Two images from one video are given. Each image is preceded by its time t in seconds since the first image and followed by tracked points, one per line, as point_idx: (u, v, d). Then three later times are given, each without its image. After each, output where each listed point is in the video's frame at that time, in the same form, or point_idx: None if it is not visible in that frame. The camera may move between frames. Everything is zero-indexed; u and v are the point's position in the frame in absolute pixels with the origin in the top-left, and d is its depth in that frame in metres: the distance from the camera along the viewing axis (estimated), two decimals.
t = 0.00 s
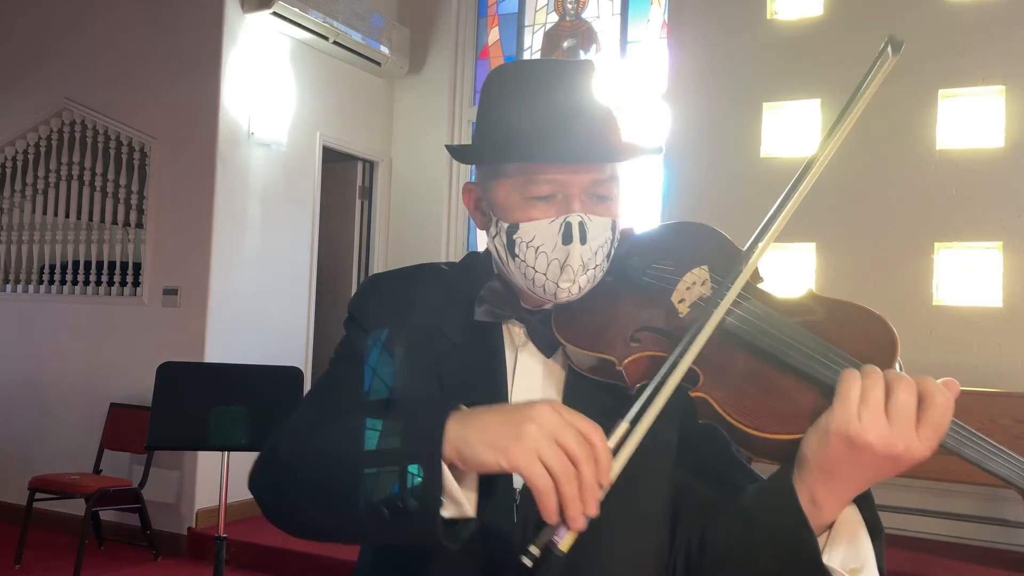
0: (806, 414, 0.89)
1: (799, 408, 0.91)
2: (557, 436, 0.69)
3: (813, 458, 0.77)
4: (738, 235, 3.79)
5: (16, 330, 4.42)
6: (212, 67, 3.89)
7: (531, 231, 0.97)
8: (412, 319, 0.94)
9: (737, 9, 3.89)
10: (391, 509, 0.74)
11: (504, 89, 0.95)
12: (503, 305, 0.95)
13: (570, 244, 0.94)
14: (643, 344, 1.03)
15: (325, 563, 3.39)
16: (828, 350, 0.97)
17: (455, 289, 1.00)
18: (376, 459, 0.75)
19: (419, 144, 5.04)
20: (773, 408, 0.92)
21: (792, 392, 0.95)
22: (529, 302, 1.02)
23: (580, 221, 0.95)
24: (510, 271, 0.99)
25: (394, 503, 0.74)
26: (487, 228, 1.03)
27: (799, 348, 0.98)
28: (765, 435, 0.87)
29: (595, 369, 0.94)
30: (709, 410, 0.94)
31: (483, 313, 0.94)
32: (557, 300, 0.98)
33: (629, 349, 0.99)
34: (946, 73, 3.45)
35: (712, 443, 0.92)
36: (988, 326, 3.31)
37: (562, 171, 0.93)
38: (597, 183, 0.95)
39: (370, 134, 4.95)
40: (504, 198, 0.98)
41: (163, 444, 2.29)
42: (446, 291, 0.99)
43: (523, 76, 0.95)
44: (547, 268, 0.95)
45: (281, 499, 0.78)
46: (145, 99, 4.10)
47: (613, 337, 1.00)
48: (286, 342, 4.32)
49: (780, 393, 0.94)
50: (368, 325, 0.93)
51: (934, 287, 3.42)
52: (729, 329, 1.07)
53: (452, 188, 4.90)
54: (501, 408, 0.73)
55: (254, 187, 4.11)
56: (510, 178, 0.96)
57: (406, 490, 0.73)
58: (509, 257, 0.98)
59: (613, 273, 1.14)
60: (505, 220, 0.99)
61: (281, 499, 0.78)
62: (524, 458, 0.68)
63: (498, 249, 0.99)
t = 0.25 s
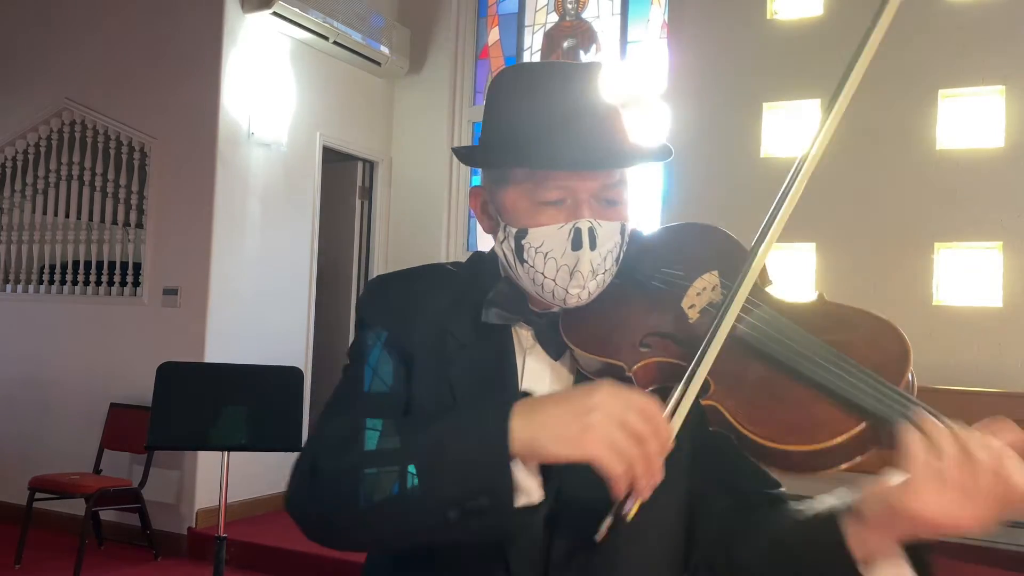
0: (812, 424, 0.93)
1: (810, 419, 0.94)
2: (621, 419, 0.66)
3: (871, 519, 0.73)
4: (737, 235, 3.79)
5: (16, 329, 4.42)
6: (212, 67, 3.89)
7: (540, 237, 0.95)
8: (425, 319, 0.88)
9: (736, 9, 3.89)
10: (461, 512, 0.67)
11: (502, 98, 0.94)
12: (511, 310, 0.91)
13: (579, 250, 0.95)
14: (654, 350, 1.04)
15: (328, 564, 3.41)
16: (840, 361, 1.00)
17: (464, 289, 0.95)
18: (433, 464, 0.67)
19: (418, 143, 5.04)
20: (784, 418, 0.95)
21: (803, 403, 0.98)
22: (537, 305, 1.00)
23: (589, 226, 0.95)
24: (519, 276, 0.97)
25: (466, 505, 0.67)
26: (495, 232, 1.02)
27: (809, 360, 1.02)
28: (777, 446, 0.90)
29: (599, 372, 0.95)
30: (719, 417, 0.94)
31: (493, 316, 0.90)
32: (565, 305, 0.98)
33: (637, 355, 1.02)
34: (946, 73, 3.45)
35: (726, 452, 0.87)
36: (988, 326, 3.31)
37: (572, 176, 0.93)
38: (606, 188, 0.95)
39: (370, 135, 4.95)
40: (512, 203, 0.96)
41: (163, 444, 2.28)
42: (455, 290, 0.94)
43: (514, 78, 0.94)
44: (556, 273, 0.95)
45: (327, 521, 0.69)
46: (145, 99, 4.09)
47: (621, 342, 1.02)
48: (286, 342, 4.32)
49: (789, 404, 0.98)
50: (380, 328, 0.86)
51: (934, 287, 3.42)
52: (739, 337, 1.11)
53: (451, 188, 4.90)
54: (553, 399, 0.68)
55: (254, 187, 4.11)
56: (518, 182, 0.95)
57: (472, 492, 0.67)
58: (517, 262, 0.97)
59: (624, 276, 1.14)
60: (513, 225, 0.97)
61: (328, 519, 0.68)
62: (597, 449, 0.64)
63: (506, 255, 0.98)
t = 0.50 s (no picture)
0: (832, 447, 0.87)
1: (826, 441, 0.88)
2: (659, 412, 0.72)
3: (911, 565, 0.70)
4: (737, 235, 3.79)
5: (16, 329, 4.41)
6: (212, 67, 3.90)
7: (554, 247, 0.95)
8: (432, 323, 0.92)
9: (736, 9, 3.89)
10: (499, 514, 0.75)
11: (507, 104, 0.96)
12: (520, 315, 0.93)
13: (594, 261, 0.94)
14: (666, 363, 1.03)
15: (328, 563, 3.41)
16: (859, 381, 0.92)
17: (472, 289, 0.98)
18: (473, 474, 0.75)
19: (418, 143, 5.04)
20: (797, 440, 0.89)
21: (820, 424, 0.91)
22: (549, 313, 1.01)
23: (605, 237, 0.94)
24: (532, 286, 0.98)
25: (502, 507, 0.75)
26: (507, 241, 1.02)
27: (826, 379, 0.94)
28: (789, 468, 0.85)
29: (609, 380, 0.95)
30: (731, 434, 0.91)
31: (505, 322, 0.91)
32: (577, 315, 0.97)
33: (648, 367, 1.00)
34: (946, 74, 3.45)
35: (740, 470, 0.93)
36: (987, 326, 3.31)
37: (586, 186, 0.93)
38: (622, 199, 0.95)
39: (370, 135, 4.95)
40: (526, 213, 0.97)
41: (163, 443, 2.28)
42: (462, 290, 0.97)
43: (518, 83, 0.95)
44: (571, 284, 0.95)
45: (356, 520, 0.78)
46: (145, 99, 4.09)
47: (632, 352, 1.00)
48: (286, 342, 4.31)
49: (806, 425, 0.91)
50: (394, 331, 0.92)
51: (934, 287, 3.42)
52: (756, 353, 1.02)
53: (451, 188, 4.90)
54: (595, 397, 0.74)
55: (254, 187, 4.11)
56: (532, 193, 0.95)
57: (514, 495, 0.75)
58: (530, 272, 0.97)
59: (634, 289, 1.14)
60: (528, 235, 0.97)
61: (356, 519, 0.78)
62: (639, 443, 0.71)
63: (519, 265, 0.98)
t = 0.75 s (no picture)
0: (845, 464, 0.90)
1: (839, 457, 0.91)
2: (670, 430, 0.73)
3: None
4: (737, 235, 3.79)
5: (16, 329, 4.41)
6: (212, 67, 3.90)
7: (568, 255, 0.94)
8: (442, 325, 0.95)
9: (736, 9, 3.89)
10: (504, 526, 0.75)
11: (516, 110, 0.97)
12: (531, 320, 0.95)
13: (608, 270, 0.93)
14: (677, 370, 1.03)
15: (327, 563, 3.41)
16: (869, 397, 0.95)
17: (481, 292, 1.01)
18: (475, 482, 0.76)
19: (418, 143, 5.04)
20: (811, 453, 0.92)
21: (832, 439, 0.94)
22: (556, 317, 0.99)
23: (619, 247, 0.93)
24: (543, 292, 0.95)
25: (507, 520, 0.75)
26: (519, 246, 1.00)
27: (840, 395, 0.96)
28: (803, 484, 0.88)
29: (618, 385, 0.97)
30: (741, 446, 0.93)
31: (516, 325, 0.93)
32: (588, 323, 0.96)
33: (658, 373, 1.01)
34: (946, 74, 3.45)
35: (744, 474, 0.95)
36: (987, 326, 3.32)
37: (602, 195, 0.93)
38: (637, 208, 0.95)
39: (370, 135, 4.95)
40: (539, 219, 0.95)
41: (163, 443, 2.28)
42: (472, 292, 1.01)
43: (528, 90, 0.97)
44: (583, 292, 0.93)
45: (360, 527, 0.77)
46: (145, 99, 4.09)
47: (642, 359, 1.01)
48: (286, 342, 4.31)
49: (817, 439, 0.94)
50: (401, 332, 0.95)
51: (933, 287, 3.42)
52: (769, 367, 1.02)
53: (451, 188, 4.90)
54: (604, 412, 0.74)
55: (254, 188, 4.11)
56: (546, 200, 0.94)
57: (518, 508, 0.75)
58: (542, 278, 0.95)
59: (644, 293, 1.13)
60: (541, 241, 0.96)
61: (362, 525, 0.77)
62: (649, 462, 0.71)
63: (530, 270, 0.97)
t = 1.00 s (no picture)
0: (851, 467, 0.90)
1: (846, 462, 0.91)
2: (642, 472, 0.70)
3: None
4: (737, 235, 3.79)
5: (16, 329, 4.41)
6: (211, 67, 3.90)
7: (578, 255, 0.94)
8: (442, 327, 0.96)
9: (736, 9, 3.89)
10: (467, 548, 0.75)
11: (530, 112, 0.98)
12: (540, 320, 0.94)
13: (619, 271, 0.93)
14: (684, 372, 1.02)
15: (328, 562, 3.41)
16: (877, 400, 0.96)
17: (483, 294, 1.02)
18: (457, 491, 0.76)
19: (418, 143, 5.04)
20: (819, 456, 0.92)
21: (838, 443, 0.94)
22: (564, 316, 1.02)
23: (630, 248, 0.94)
24: (552, 292, 0.97)
25: (472, 542, 0.75)
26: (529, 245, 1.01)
27: (849, 399, 0.96)
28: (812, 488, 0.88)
29: (623, 387, 0.95)
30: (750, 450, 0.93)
31: (524, 326, 0.94)
32: (596, 323, 0.97)
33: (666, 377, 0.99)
34: (945, 74, 3.45)
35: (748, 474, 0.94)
36: (987, 326, 3.32)
37: (614, 197, 0.93)
38: (648, 210, 0.95)
39: (370, 135, 4.95)
40: (550, 219, 0.96)
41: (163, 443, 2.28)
42: (474, 294, 1.01)
43: (542, 92, 0.98)
44: (593, 293, 0.93)
45: (330, 527, 0.79)
46: (145, 99, 4.09)
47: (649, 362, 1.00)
48: (286, 342, 4.31)
49: (824, 442, 0.94)
50: (399, 332, 0.95)
51: (933, 287, 3.42)
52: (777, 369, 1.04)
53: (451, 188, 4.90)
54: (582, 445, 0.72)
55: (254, 188, 4.11)
56: (557, 201, 0.94)
57: (483, 531, 0.75)
58: (552, 278, 0.96)
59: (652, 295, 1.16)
60: (551, 241, 0.96)
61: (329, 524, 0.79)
62: (616, 502, 0.69)
63: (540, 270, 0.97)
